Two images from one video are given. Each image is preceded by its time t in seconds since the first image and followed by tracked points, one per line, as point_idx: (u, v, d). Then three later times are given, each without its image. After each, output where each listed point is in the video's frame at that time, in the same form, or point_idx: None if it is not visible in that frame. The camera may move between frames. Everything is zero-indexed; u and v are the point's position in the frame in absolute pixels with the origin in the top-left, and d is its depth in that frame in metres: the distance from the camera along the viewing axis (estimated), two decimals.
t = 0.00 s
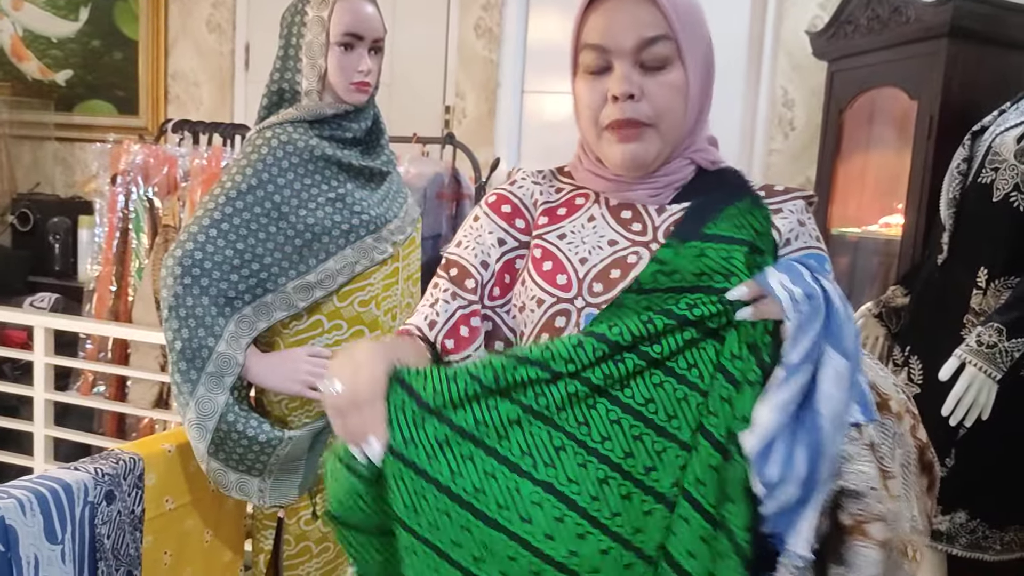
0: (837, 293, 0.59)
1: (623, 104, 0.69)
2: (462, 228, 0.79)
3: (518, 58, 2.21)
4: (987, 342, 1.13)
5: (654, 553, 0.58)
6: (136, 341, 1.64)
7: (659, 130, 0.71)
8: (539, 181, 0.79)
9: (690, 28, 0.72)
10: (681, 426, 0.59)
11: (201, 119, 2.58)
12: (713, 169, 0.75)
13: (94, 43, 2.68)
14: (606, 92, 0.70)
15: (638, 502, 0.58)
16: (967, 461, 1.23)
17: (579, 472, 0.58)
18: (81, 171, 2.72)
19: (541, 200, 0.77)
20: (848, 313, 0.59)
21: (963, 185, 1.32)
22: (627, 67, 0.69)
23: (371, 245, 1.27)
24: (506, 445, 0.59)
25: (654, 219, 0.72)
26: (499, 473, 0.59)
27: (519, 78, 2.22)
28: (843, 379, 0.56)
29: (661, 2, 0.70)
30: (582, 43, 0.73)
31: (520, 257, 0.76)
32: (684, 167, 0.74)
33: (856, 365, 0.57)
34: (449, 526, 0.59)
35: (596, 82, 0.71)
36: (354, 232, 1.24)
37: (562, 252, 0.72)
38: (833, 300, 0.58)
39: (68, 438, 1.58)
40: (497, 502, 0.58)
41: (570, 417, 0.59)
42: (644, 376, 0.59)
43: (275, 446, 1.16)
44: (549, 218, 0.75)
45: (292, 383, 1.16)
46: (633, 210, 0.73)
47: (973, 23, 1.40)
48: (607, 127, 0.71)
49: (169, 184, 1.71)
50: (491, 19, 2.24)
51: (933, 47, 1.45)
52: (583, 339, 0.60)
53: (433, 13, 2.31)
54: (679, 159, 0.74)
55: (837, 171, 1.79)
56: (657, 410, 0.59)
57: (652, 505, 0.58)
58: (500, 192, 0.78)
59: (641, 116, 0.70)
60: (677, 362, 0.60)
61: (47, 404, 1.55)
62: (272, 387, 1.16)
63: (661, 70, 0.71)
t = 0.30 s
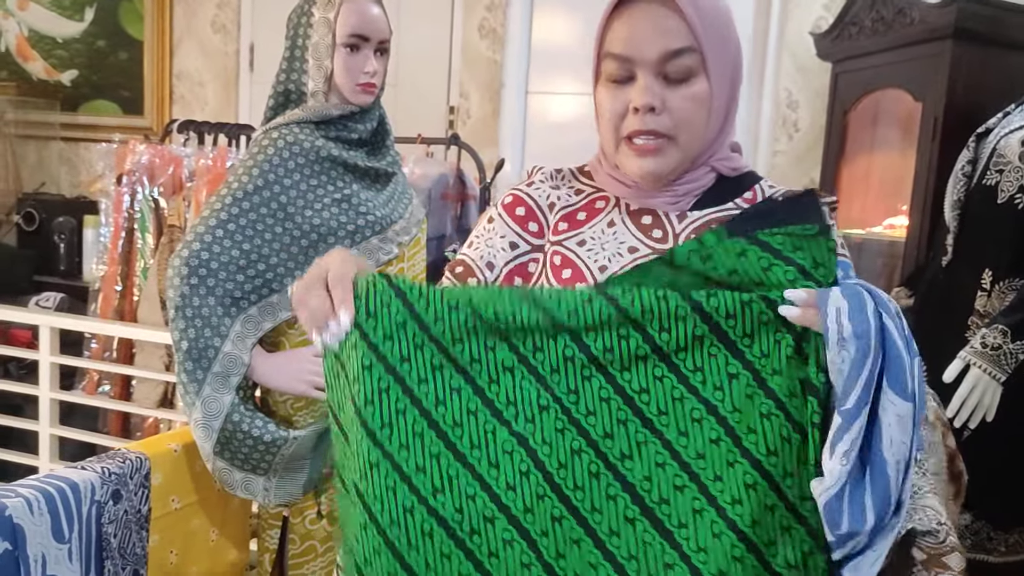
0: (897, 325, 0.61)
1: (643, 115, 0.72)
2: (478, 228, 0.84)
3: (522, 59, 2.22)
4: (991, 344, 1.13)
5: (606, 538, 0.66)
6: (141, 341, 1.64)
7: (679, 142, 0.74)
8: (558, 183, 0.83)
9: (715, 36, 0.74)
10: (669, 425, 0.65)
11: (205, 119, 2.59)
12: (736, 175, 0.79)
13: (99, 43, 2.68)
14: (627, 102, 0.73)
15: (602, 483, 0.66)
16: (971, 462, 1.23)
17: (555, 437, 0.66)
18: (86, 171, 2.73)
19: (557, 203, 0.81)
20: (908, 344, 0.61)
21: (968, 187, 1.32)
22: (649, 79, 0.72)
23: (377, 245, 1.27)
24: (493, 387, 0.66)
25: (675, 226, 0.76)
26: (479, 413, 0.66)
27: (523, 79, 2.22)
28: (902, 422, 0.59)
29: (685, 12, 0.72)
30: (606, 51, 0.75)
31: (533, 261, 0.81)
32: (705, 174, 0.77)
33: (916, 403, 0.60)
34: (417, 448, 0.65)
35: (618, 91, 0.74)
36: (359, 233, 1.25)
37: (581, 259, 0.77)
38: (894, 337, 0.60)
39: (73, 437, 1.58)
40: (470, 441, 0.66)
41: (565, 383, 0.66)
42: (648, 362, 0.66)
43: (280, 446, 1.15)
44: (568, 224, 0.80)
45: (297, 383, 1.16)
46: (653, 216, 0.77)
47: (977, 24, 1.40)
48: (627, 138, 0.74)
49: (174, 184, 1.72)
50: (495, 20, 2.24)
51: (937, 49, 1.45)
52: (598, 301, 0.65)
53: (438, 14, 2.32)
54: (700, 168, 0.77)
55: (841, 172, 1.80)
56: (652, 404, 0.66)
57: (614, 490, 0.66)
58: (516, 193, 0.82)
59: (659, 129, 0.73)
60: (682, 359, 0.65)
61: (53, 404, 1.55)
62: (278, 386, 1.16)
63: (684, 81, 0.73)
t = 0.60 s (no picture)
0: (835, 324, 0.55)
1: (639, 133, 0.72)
2: (486, 244, 0.89)
3: (524, 59, 2.22)
4: (994, 344, 1.13)
5: (587, 495, 0.66)
6: (143, 341, 1.64)
7: (675, 160, 0.74)
8: (556, 188, 0.86)
9: (714, 49, 0.72)
10: (660, 409, 0.65)
11: (208, 119, 2.59)
12: (739, 177, 0.77)
13: (102, 43, 2.69)
14: (623, 119, 0.73)
15: (592, 446, 0.66)
16: (974, 462, 1.23)
17: (559, 400, 0.67)
18: (89, 171, 2.73)
19: (554, 212, 0.84)
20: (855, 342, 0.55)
21: (970, 186, 1.32)
22: (643, 97, 0.71)
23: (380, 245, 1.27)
24: (530, 353, 0.71)
25: (674, 233, 0.76)
26: (513, 371, 0.72)
27: (525, 78, 2.22)
28: (819, 415, 0.54)
29: (682, 29, 0.70)
30: (602, 62, 0.74)
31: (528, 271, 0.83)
32: (707, 181, 0.77)
33: (844, 398, 0.54)
34: (462, 393, 0.75)
35: (614, 106, 0.74)
36: (362, 233, 1.25)
37: (577, 269, 0.79)
38: (815, 336, 0.55)
39: (76, 437, 1.58)
40: (500, 393, 0.73)
41: (578, 354, 0.67)
42: (652, 351, 0.65)
43: (283, 445, 1.16)
44: (566, 235, 0.82)
45: (300, 382, 1.16)
46: (653, 223, 0.78)
47: (980, 23, 1.40)
48: (623, 154, 0.74)
49: (177, 185, 1.72)
50: (497, 20, 2.24)
51: (940, 48, 1.45)
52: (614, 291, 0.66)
53: (440, 14, 2.32)
54: (702, 174, 0.77)
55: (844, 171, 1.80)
56: (650, 388, 0.65)
57: (602, 455, 0.66)
58: (516, 206, 0.86)
59: (655, 148, 0.72)
60: (685, 356, 0.64)
61: (56, 404, 1.55)
62: (281, 386, 1.16)
63: (681, 99, 0.72)
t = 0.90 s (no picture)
0: (757, 396, 0.64)
1: (608, 165, 0.77)
2: (473, 267, 0.94)
3: (522, 61, 2.22)
4: (992, 345, 1.13)
5: (623, 528, 0.80)
6: (142, 343, 1.65)
7: (647, 187, 0.78)
8: (534, 206, 0.91)
9: (677, 79, 0.77)
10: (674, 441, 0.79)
11: (207, 121, 2.60)
12: (717, 186, 0.83)
13: (100, 46, 2.69)
14: (592, 151, 0.78)
15: (594, 505, 0.82)
16: (971, 463, 1.24)
17: (585, 442, 0.81)
18: (88, 173, 2.73)
19: (534, 232, 0.89)
20: (750, 419, 0.64)
21: (967, 188, 1.32)
22: (608, 131, 0.76)
23: (378, 247, 1.27)
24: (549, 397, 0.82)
25: (656, 248, 0.81)
26: (534, 419, 0.85)
27: (523, 80, 2.23)
28: (694, 482, 0.64)
29: (642, 66, 0.75)
30: (569, 98, 0.78)
31: (516, 293, 0.88)
32: (684, 196, 0.82)
33: (721, 468, 0.63)
34: (506, 430, 0.89)
35: (582, 138, 0.79)
36: (360, 235, 1.25)
37: (563, 288, 0.84)
38: (718, 413, 0.65)
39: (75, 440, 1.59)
40: (535, 429, 0.85)
41: (600, 406, 0.79)
42: (634, 427, 0.80)
43: (280, 448, 1.16)
44: (548, 255, 0.87)
45: (299, 385, 1.16)
46: (633, 239, 0.83)
47: (977, 25, 1.40)
48: (595, 184, 0.79)
49: (176, 187, 1.72)
50: (495, 21, 2.25)
51: (936, 50, 1.45)
52: (607, 381, 0.78)
53: (438, 16, 2.32)
54: (678, 192, 0.82)
55: (841, 173, 1.80)
56: (649, 410, 0.79)
57: (603, 513, 0.81)
58: (497, 228, 0.92)
59: (624, 179, 0.77)
60: (662, 427, 0.79)
61: (55, 406, 1.56)
62: (279, 389, 1.17)
63: (648, 130, 0.77)
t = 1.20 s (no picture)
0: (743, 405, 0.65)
1: (592, 174, 0.77)
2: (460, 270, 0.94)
3: (518, 60, 2.22)
4: (986, 343, 1.13)
5: (623, 536, 0.80)
6: (137, 342, 1.65)
7: (633, 193, 0.79)
8: (523, 206, 0.91)
9: (658, 85, 0.78)
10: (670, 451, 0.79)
11: (202, 120, 2.59)
12: (705, 184, 0.84)
13: (95, 44, 2.69)
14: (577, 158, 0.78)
15: (589, 514, 0.81)
16: (966, 460, 1.24)
17: (577, 450, 0.81)
18: (83, 172, 2.73)
19: (524, 232, 0.90)
20: (738, 431, 0.65)
21: (962, 186, 1.32)
22: (594, 140, 0.76)
23: (373, 246, 1.27)
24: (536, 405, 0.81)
25: (647, 247, 0.82)
26: (531, 426, 0.84)
27: (518, 79, 2.23)
28: (688, 499, 0.65)
29: (625, 73, 0.76)
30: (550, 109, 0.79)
31: (507, 295, 0.88)
32: (673, 195, 0.84)
33: (714, 482, 0.65)
34: (504, 437, 0.88)
35: (566, 147, 0.79)
36: (354, 234, 1.25)
37: (554, 287, 0.84)
38: (705, 426, 0.67)
39: (70, 439, 1.58)
40: (531, 438, 0.85)
41: (593, 415, 0.79)
42: (629, 434, 0.79)
43: (275, 447, 1.15)
44: (539, 255, 0.87)
45: (293, 384, 1.16)
46: (625, 238, 0.84)
47: (972, 23, 1.40)
48: (583, 190, 0.79)
49: (171, 186, 1.72)
50: (491, 20, 2.24)
51: (932, 48, 1.45)
52: (602, 392, 0.78)
53: (434, 15, 2.32)
54: (667, 190, 0.84)
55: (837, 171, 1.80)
56: (645, 418, 0.79)
57: (598, 521, 0.81)
58: (485, 229, 0.91)
59: (610, 185, 0.77)
60: (656, 434, 0.79)
61: (50, 405, 1.55)
62: (274, 389, 1.16)
63: (632, 138, 0.77)
